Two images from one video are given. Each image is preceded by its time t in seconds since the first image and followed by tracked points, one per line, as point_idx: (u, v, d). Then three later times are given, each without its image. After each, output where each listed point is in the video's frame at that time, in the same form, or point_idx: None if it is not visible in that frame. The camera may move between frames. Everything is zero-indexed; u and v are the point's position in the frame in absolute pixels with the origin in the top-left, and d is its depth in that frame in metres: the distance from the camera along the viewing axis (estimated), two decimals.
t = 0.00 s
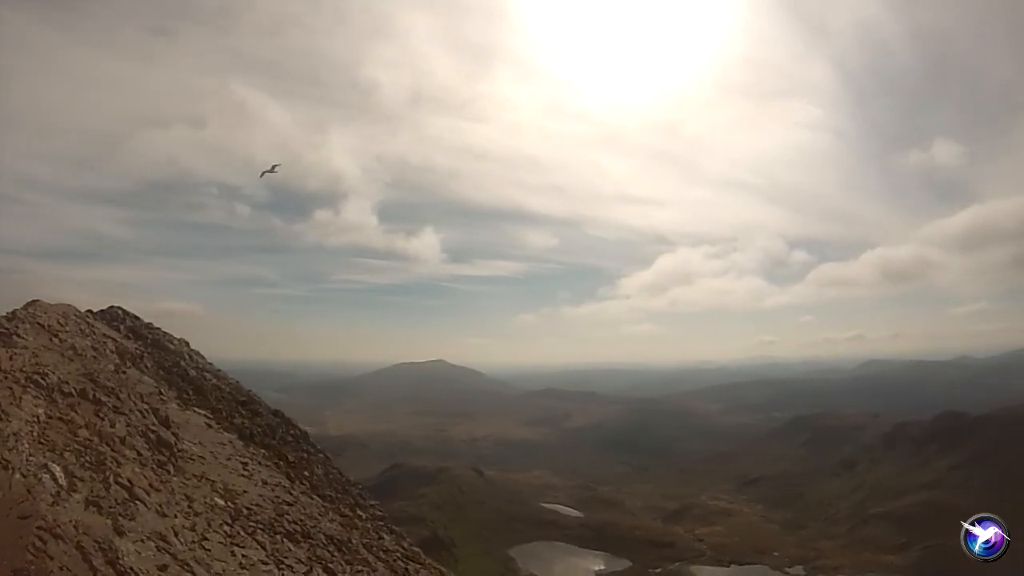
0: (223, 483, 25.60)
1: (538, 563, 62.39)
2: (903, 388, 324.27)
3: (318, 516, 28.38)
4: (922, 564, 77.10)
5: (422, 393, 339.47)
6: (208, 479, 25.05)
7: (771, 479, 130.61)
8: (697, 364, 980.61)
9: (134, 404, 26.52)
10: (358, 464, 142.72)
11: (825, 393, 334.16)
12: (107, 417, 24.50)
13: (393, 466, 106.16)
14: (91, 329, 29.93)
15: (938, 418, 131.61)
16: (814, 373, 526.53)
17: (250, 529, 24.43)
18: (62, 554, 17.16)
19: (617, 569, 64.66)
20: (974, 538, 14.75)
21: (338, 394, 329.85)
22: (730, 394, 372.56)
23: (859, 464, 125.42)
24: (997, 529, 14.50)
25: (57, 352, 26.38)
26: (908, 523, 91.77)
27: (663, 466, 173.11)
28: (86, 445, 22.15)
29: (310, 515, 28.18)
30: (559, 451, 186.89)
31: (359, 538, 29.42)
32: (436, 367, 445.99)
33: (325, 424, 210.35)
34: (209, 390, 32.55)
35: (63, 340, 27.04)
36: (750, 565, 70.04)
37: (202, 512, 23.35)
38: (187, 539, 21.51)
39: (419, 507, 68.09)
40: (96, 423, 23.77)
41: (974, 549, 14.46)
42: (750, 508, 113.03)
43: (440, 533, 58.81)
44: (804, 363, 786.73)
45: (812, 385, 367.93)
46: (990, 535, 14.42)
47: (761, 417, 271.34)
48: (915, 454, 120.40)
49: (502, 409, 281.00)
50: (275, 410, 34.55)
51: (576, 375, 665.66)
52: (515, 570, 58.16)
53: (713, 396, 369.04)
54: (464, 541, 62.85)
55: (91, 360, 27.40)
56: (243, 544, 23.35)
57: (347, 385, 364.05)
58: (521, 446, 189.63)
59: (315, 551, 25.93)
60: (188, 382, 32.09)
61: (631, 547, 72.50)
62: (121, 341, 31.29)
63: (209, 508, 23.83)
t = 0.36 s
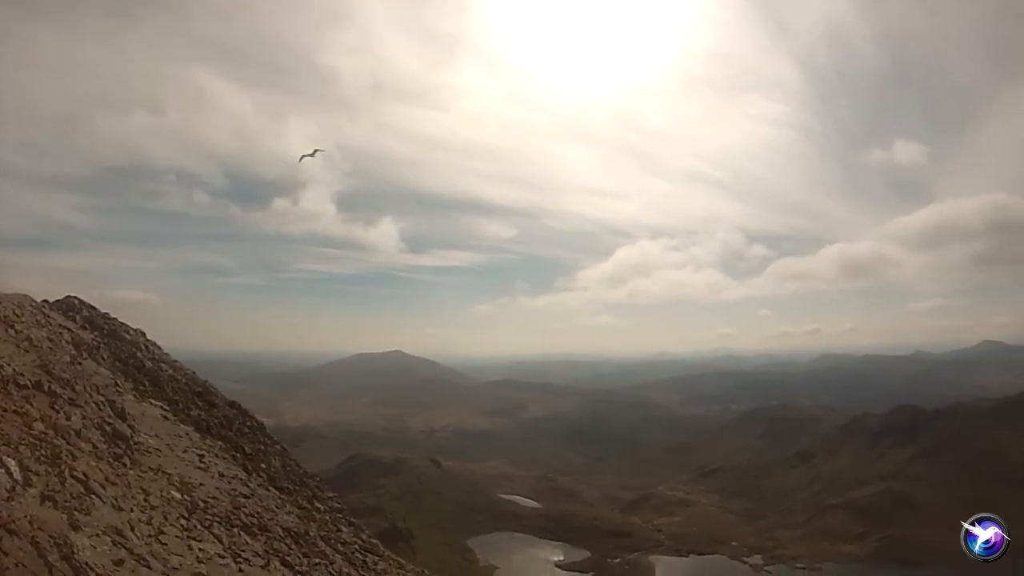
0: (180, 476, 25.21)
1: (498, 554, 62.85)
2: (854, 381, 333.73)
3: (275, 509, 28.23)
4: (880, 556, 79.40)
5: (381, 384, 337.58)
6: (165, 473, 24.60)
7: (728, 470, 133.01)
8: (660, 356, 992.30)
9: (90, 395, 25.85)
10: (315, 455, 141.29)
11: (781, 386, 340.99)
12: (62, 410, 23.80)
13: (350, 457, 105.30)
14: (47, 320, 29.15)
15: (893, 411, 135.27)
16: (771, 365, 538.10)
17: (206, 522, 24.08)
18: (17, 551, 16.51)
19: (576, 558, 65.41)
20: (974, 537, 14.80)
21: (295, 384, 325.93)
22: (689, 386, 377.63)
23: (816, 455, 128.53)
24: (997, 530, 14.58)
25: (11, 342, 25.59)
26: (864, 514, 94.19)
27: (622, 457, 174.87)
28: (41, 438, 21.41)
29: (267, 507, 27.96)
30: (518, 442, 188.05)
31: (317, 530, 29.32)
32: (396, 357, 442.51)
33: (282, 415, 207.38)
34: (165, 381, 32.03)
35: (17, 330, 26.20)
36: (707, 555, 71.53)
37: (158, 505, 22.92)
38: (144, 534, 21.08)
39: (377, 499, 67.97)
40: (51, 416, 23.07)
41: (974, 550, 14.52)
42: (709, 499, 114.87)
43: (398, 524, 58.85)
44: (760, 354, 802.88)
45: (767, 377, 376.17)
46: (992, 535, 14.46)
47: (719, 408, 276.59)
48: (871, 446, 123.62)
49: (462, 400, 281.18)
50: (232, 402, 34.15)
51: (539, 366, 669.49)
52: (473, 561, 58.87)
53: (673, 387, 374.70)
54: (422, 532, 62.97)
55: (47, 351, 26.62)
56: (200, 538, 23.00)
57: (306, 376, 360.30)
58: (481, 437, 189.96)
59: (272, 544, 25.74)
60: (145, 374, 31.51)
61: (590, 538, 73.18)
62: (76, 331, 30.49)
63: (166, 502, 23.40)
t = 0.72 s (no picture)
0: (141, 463, 24.94)
1: (461, 543, 63.32)
2: (809, 372, 342.73)
3: (235, 497, 28.14)
4: (839, 544, 81.85)
5: (342, 371, 335.81)
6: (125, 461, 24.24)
7: (688, 458, 135.55)
8: (622, 346, 1002.94)
9: (48, 381, 25.22)
10: (273, 443, 140.19)
11: (737, 375, 348.21)
12: (22, 396, 23.17)
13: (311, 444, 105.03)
14: (4, 303, 28.33)
15: (850, 403, 139.42)
16: (729, 357, 548.68)
17: (167, 510, 23.86)
18: None
19: (537, 546, 66.16)
20: (974, 537, 14.12)
21: (253, 371, 321.92)
22: (648, 374, 382.90)
23: (774, 445, 131.71)
24: (997, 530, 13.91)
25: None
26: (822, 503, 97.00)
27: (582, 444, 176.79)
28: None
29: (227, 494, 27.76)
30: (480, 430, 189.18)
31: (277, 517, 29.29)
32: (358, 345, 440.21)
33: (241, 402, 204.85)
34: (125, 367, 31.43)
35: None
36: (667, 542, 72.96)
37: (119, 493, 22.58)
38: (105, 522, 20.75)
39: (338, 486, 67.94)
40: (10, 402, 22.45)
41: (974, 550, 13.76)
42: (669, 487, 116.92)
43: (361, 512, 58.83)
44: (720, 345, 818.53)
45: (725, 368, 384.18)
46: (990, 535, 13.76)
47: (678, 398, 281.70)
48: (828, 437, 127.18)
49: (424, 388, 281.42)
50: (192, 389, 33.75)
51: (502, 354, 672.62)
52: (436, 548, 59.45)
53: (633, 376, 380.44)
54: (383, 519, 63.19)
55: (5, 335, 25.90)
56: (161, 526, 22.77)
57: (265, 363, 356.20)
58: (442, 424, 190.50)
59: (234, 530, 25.70)
60: (106, 360, 30.86)
61: (552, 525, 74.13)
62: (35, 315, 29.71)
63: (126, 490, 23.08)
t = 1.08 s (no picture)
0: (96, 466, 24.38)
1: (422, 544, 63.21)
2: (762, 372, 350.93)
3: (191, 501, 27.67)
4: (798, 540, 84.01)
5: (297, 371, 330.54)
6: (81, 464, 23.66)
7: (647, 458, 137.44)
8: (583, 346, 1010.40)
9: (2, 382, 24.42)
10: (227, 446, 137.29)
11: (695, 376, 353.98)
12: None
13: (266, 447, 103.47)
14: None
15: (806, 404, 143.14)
16: (682, 358, 557.57)
17: (122, 514, 23.36)
18: None
19: (498, 546, 66.46)
20: (974, 537, 14.93)
21: (204, 371, 314.10)
22: (608, 376, 386.47)
23: (732, 444, 134.55)
24: (996, 530, 14.75)
25: None
26: (780, 500, 99.38)
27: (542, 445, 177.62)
28: None
29: (183, 497, 27.31)
30: (438, 431, 188.71)
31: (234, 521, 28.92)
32: (314, 346, 433.86)
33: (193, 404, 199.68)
34: (81, 368, 30.59)
35: None
36: (628, 540, 74.07)
37: (73, 496, 22.06)
38: (59, 526, 20.27)
39: (298, 489, 67.17)
40: None
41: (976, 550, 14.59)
42: (629, 486, 118.38)
43: (320, 514, 58.21)
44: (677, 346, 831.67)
45: (681, 369, 390.65)
46: (992, 536, 14.57)
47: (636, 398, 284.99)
48: (784, 436, 130.49)
49: (382, 389, 279.09)
50: (149, 390, 33.06)
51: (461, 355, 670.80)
52: (396, 550, 59.26)
53: (592, 377, 383.87)
54: (344, 521, 62.70)
55: None
56: (116, 530, 22.30)
57: (217, 364, 347.98)
58: (401, 425, 189.18)
59: (190, 534, 25.32)
60: (61, 361, 30.02)
61: (513, 526, 74.40)
62: None
63: (81, 493, 22.55)
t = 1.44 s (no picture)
0: (58, 463, 23.97)
1: (388, 541, 63.10)
2: (725, 371, 356.94)
3: (154, 499, 27.35)
4: (764, 537, 85.88)
5: (260, 367, 325.72)
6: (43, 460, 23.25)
7: (613, 456, 138.96)
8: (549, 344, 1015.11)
9: None
10: (189, 444, 134.92)
11: (659, 375, 358.28)
12: None
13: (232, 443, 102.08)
14: None
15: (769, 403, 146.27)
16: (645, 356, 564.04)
17: (84, 511, 23.03)
18: None
19: (465, 543, 66.74)
20: (975, 537, 15.76)
21: (162, 367, 307.42)
22: (573, 373, 388.97)
23: (698, 442, 136.81)
24: (996, 530, 15.57)
25: None
26: (745, 497, 101.44)
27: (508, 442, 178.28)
28: None
29: (145, 494, 26.99)
30: (404, 428, 188.14)
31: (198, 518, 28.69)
32: (278, 342, 427.94)
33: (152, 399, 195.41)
34: (44, 363, 29.96)
35: None
36: (594, 538, 74.91)
37: (35, 493, 21.70)
38: (20, 523, 19.94)
39: (264, 486, 66.52)
40: None
41: (977, 550, 15.45)
42: (595, 483, 119.62)
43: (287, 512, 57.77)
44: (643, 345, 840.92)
45: (646, 367, 395.10)
46: (992, 535, 15.43)
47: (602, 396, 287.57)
48: (749, 434, 133.10)
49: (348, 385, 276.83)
50: (114, 386, 32.52)
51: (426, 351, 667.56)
52: (363, 547, 59.13)
53: (558, 375, 386.06)
54: (311, 519, 62.37)
55: None
56: (78, 527, 21.99)
57: (178, 359, 341.00)
58: (366, 423, 187.90)
59: (152, 531, 25.04)
60: (23, 355, 29.33)
61: (479, 522, 74.85)
62: None
63: (42, 490, 22.17)
